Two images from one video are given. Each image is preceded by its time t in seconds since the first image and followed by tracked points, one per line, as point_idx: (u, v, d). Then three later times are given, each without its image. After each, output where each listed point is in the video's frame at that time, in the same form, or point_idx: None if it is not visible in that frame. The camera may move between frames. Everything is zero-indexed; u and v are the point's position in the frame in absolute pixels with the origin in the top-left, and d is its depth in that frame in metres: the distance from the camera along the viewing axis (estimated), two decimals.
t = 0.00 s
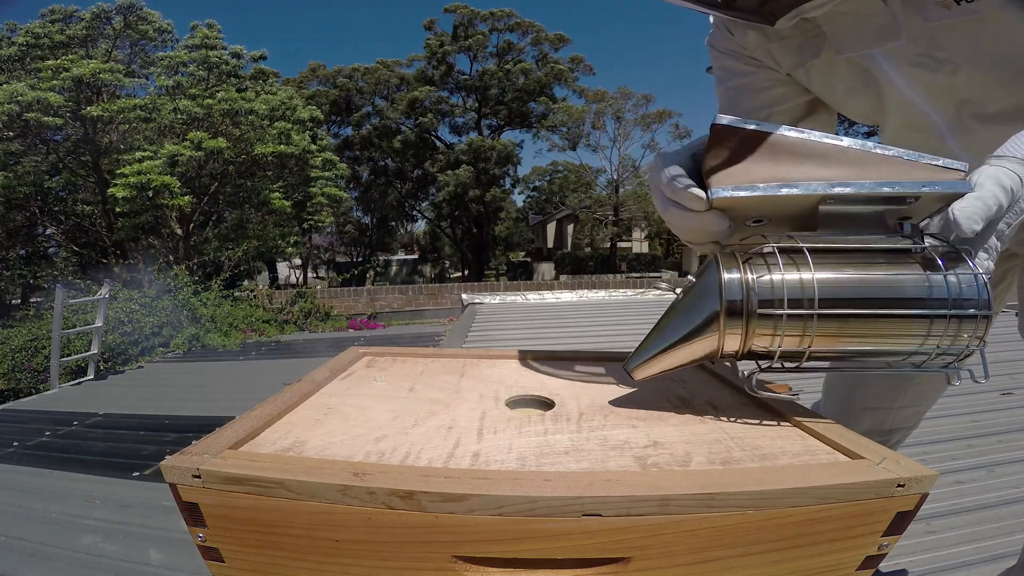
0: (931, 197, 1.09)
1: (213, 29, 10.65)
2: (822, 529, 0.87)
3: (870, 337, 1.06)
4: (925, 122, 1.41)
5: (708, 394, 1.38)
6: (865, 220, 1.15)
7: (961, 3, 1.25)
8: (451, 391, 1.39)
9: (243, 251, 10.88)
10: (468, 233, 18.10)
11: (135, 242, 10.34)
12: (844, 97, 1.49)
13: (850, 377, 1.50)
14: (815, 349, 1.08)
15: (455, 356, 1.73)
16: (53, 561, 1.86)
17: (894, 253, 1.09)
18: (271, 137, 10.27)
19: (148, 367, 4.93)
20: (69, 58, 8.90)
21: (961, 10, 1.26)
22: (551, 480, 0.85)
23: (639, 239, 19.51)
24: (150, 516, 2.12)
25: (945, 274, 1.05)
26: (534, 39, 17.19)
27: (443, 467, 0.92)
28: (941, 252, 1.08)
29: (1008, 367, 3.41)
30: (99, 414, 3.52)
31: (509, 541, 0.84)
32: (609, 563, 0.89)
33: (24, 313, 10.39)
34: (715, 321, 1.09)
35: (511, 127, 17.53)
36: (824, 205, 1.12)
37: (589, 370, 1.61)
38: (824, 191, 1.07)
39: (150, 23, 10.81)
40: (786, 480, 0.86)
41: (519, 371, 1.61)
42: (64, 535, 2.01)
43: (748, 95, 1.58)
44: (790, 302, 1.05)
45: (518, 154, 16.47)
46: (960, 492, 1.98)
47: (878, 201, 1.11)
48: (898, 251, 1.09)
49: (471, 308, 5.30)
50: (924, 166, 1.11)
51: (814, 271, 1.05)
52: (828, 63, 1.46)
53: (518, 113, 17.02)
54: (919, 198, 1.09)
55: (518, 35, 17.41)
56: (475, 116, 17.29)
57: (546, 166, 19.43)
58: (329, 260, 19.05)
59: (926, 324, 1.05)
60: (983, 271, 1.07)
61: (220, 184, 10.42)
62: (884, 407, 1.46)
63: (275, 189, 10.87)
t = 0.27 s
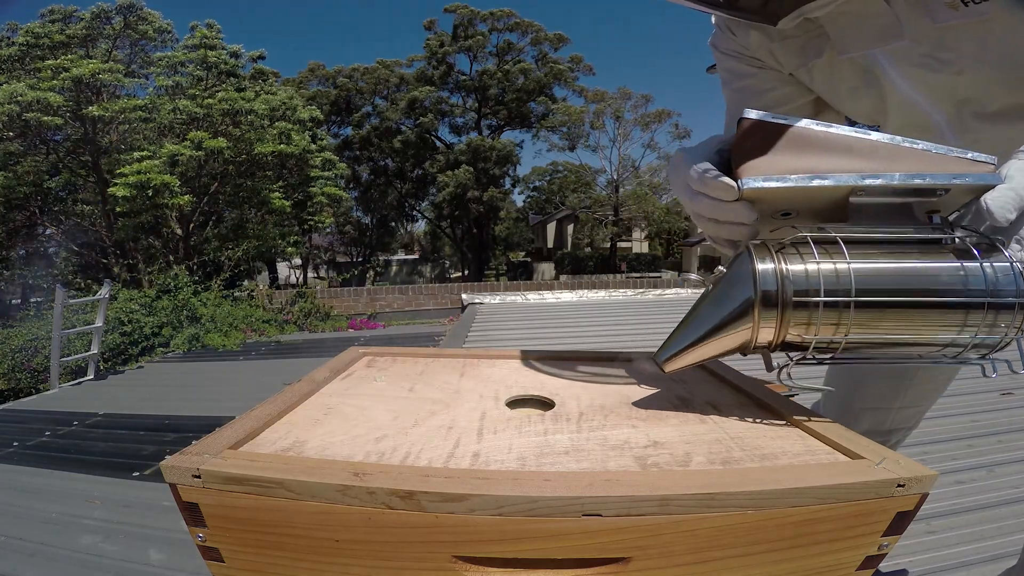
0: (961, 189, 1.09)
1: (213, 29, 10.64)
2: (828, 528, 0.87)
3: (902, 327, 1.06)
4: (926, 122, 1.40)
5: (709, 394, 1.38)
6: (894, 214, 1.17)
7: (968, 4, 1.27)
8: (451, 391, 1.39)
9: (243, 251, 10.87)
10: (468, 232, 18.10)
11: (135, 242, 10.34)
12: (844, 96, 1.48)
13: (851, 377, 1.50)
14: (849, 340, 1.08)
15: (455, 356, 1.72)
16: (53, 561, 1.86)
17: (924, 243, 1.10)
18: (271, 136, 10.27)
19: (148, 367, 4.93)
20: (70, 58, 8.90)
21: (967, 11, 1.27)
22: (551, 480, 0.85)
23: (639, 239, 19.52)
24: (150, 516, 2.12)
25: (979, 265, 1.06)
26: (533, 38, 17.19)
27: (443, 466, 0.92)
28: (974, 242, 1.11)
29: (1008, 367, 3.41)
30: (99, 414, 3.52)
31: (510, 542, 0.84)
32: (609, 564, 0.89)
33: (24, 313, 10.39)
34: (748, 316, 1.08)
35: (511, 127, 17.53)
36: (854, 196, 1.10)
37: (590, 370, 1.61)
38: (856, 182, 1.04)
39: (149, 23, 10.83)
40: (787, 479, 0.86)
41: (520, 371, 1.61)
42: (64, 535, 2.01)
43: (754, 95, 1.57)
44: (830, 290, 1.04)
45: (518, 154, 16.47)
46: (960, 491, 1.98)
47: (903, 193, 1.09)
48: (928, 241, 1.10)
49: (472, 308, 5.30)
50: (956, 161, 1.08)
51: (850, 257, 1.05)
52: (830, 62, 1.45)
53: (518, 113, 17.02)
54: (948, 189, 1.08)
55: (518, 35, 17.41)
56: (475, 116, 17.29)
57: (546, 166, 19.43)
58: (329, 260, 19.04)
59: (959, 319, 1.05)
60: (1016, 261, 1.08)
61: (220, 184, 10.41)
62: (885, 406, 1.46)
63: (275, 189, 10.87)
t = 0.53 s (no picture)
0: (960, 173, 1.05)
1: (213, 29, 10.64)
2: (828, 528, 0.87)
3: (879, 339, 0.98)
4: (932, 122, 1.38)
5: (710, 394, 1.38)
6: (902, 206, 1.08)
7: (969, 4, 1.25)
8: (451, 391, 1.39)
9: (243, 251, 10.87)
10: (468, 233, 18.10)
11: (135, 242, 10.34)
12: (850, 96, 1.48)
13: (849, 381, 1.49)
14: (815, 342, 1.00)
15: (455, 356, 1.72)
16: (53, 561, 1.86)
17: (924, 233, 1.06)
18: (271, 136, 10.28)
19: (148, 367, 4.93)
20: (71, 58, 8.90)
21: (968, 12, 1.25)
22: (551, 480, 0.85)
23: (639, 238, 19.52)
24: (150, 516, 2.12)
25: (1001, 261, 0.93)
26: (533, 38, 17.18)
27: (443, 466, 0.92)
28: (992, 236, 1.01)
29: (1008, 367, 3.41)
30: (99, 414, 3.52)
31: (509, 542, 0.84)
32: (608, 564, 0.89)
33: (24, 313, 10.40)
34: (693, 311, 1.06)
35: (511, 127, 17.54)
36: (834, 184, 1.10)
37: (589, 370, 1.61)
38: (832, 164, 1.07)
39: (150, 23, 10.84)
40: (786, 479, 0.86)
41: (521, 371, 1.61)
42: (64, 535, 2.01)
43: (765, 93, 1.59)
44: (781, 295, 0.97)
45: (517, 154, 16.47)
46: (960, 491, 1.98)
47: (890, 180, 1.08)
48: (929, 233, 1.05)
49: (472, 308, 5.30)
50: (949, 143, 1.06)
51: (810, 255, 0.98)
52: (837, 62, 1.45)
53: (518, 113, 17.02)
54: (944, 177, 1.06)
55: (518, 35, 17.41)
56: (475, 116, 17.29)
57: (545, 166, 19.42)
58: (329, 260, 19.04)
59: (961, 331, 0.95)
60: None
61: (220, 183, 10.41)
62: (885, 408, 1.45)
63: (275, 189, 10.87)
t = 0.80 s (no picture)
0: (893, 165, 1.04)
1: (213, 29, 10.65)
2: (829, 527, 0.87)
3: (802, 335, 0.99)
4: (939, 119, 1.42)
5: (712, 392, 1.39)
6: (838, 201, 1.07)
7: (970, 4, 1.28)
8: (450, 391, 1.39)
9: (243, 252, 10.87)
10: (468, 233, 18.11)
11: (135, 243, 10.34)
12: (859, 96, 1.47)
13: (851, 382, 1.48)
14: (739, 335, 1.03)
15: (453, 357, 1.72)
16: (52, 561, 1.86)
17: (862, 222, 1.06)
18: (271, 136, 10.29)
19: (148, 367, 4.93)
20: (71, 58, 8.90)
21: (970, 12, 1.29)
22: (551, 480, 0.85)
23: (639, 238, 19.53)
24: (150, 516, 2.12)
25: (921, 249, 0.94)
26: (533, 38, 17.18)
27: (443, 467, 0.92)
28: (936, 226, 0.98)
29: (1008, 367, 3.40)
30: (99, 414, 3.52)
31: (509, 542, 0.84)
32: (608, 564, 0.89)
33: (24, 313, 10.40)
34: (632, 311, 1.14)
35: (511, 127, 17.56)
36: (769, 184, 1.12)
37: (588, 370, 1.61)
38: (759, 166, 1.07)
39: (151, 23, 10.83)
40: (785, 479, 0.86)
41: (519, 370, 1.61)
42: (65, 535, 2.01)
43: (771, 93, 1.55)
44: (700, 292, 1.03)
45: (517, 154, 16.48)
46: (960, 491, 1.98)
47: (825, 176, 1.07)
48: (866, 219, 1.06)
49: (472, 308, 5.29)
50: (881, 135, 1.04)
51: (727, 253, 1.03)
52: (845, 62, 1.43)
53: (518, 113, 17.03)
54: (877, 169, 1.05)
55: (518, 35, 17.42)
56: (475, 116, 17.29)
57: (545, 166, 19.41)
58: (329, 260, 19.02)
59: (887, 326, 0.94)
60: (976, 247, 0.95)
61: (220, 184, 10.41)
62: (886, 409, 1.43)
63: (275, 189, 10.87)
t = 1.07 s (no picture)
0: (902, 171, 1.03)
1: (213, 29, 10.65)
2: (830, 529, 0.87)
3: (811, 342, 1.01)
4: (941, 118, 1.41)
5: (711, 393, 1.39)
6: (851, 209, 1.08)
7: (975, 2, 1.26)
8: (450, 391, 1.39)
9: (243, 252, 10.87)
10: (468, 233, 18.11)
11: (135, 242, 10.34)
12: (859, 94, 1.47)
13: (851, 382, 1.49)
14: (766, 349, 1.04)
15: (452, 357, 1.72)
16: (52, 561, 1.86)
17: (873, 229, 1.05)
18: (271, 136, 10.29)
19: (147, 367, 4.93)
20: (71, 58, 8.89)
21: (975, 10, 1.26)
22: (551, 480, 0.85)
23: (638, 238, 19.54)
24: (150, 516, 2.12)
25: (939, 261, 0.93)
26: (533, 39, 17.19)
27: (443, 466, 0.92)
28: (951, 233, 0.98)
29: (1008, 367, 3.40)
30: (99, 414, 3.52)
31: (508, 541, 0.84)
32: (608, 564, 0.89)
33: (24, 313, 10.40)
34: (656, 325, 1.14)
35: (511, 127, 17.56)
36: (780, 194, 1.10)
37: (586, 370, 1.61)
38: (772, 176, 1.06)
39: (151, 23, 10.82)
40: (785, 480, 0.86)
41: (520, 371, 1.61)
42: (65, 536, 2.01)
43: (771, 92, 1.55)
44: (725, 307, 1.03)
45: (517, 153, 16.48)
46: (960, 492, 1.98)
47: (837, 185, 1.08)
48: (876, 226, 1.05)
49: (472, 308, 5.29)
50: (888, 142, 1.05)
51: (747, 266, 1.02)
52: (846, 61, 1.44)
53: (517, 113, 17.04)
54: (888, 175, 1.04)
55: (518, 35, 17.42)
56: (475, 116, 17.30)
57: (545, 166, 19.41)
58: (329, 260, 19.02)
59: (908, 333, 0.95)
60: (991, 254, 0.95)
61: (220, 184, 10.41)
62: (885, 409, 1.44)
63: (275, 189, 10.88)
